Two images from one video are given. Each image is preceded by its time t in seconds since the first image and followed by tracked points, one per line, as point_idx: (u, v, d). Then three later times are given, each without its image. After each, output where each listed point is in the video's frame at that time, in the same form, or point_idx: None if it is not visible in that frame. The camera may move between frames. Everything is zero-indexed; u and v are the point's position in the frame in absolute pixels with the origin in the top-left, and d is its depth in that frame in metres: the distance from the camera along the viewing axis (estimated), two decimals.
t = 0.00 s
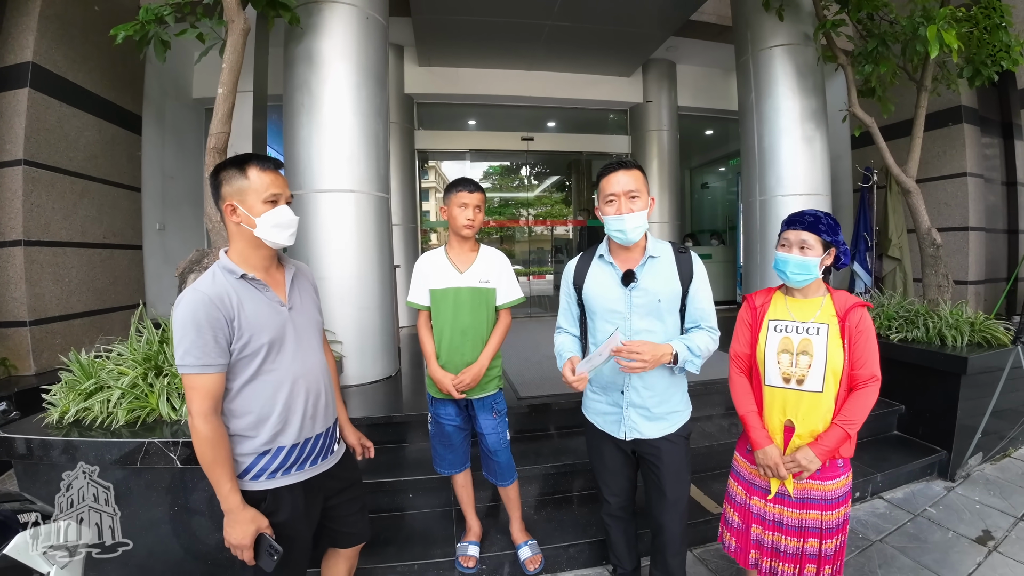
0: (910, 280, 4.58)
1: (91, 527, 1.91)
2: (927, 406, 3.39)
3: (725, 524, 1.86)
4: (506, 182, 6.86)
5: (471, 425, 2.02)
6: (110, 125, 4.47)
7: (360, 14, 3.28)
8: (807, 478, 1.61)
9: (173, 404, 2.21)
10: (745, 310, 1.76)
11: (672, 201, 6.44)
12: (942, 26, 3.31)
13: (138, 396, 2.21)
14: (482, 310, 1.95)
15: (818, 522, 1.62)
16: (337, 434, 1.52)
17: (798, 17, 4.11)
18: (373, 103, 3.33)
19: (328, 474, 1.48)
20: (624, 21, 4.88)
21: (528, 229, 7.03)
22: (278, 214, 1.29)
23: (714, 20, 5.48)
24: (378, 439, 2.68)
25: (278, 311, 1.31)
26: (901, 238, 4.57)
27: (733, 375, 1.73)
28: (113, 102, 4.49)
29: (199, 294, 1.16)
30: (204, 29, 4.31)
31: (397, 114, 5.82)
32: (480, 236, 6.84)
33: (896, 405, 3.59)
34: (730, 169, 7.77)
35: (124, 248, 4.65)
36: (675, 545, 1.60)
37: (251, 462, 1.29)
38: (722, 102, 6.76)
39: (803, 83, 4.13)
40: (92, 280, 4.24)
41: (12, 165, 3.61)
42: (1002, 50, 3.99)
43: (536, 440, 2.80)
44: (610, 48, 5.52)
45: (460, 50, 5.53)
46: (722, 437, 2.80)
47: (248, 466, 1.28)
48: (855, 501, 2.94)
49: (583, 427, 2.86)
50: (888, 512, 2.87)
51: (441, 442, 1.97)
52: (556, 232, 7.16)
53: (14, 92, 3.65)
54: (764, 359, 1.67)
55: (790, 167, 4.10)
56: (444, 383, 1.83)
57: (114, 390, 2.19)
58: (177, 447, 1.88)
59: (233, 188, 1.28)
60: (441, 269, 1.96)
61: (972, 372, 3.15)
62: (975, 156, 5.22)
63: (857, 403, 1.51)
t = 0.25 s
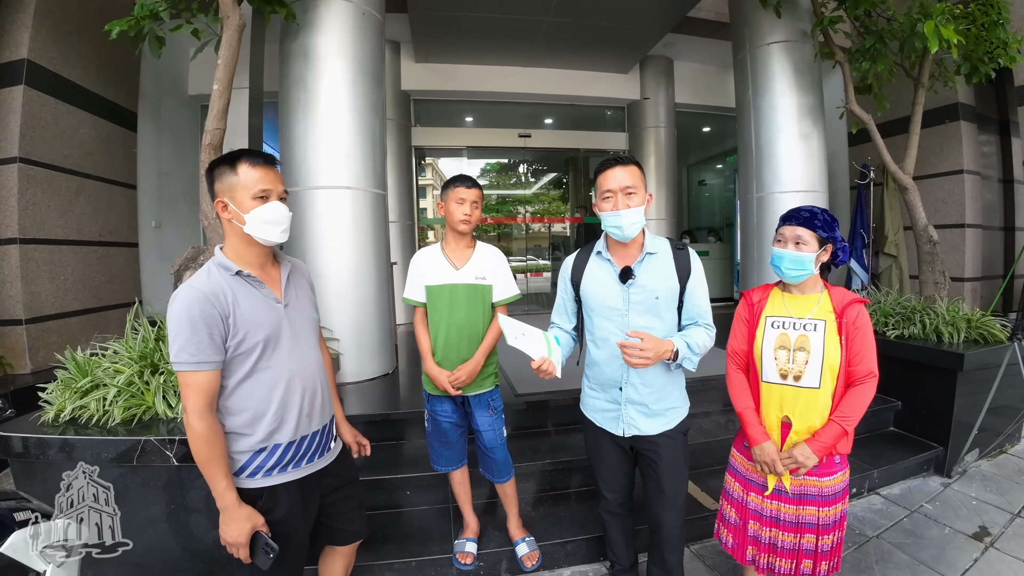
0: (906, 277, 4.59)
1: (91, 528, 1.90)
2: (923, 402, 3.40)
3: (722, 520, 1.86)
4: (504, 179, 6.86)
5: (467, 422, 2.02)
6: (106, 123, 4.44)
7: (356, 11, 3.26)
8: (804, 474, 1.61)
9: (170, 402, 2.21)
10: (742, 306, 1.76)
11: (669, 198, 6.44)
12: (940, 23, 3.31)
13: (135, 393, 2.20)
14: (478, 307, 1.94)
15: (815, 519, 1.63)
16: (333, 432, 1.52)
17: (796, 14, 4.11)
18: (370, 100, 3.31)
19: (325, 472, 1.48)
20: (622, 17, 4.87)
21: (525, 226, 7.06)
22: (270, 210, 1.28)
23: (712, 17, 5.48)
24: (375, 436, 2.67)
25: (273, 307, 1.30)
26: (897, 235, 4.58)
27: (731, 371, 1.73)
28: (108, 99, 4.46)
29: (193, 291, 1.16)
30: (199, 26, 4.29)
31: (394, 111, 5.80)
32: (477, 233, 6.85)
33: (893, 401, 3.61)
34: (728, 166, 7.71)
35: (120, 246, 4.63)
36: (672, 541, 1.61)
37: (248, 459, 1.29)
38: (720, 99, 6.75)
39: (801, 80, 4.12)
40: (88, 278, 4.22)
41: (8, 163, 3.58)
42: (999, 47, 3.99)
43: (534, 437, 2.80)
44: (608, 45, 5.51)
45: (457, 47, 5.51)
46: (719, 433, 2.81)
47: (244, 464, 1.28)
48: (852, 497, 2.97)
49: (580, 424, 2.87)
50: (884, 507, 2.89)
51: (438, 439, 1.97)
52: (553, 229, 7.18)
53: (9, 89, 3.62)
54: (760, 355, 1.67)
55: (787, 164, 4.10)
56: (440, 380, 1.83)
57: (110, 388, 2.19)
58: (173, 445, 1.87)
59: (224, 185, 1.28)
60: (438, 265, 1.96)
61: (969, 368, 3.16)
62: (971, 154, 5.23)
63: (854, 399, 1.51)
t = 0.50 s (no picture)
0: (897, 275, 4.63)
1: (90, 527, 1.90)
2: (916, 399, 3.43)
3: (715, 516, 1.87)
4: (499, 177, 6.86)
5: (462, 420, 2.02)
6: (97, 120, 4.40)
7: (349, 7, 3.24)
8: (797, 470, 1.62)
9: (163, 401, 2.19)
10: (736, 303, 1.77)
11: (663, 196, 6.46)
12: (933, 22, 3.33)
13: (127, 393, 2.18)
14: (472, 304, 1.94)
15: (808, 514, 1.64)
16: (327, 430, 1.52)
17: (789, 12, 4.12)
18: (363, 97, 3.29)
19: (320, 470, 1.48)
20: (616, 15, 4.87)
21: (519, 224, 7.10)
22: (261, 208, 1.27)
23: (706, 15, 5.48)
24: (369, 435, 2.68)
25: (266, 305, 1.30)
26: (890, 233, 4.61)
27: (724, 368, 1.74)
28: (100, 96, 4.42)
29: (186, 289, 1.15)
30: (192, 23, 4.25)
31: (388, 108, 5.78)
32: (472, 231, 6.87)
33: (886, 397, 3.64)
34: (721, 163, 7.75)
35: (112, 244, 4.59)
36: (666, 537, 1.62)
37: (241, 458, 1.28)
38: (714, 97, 6.77)
39: (794, 78, 4.14)
40: (80, 277, 4.19)
41: None
42: (994, 45, 4.04)
43: (528, 434, 2.81)
44: (603, 42, 5.50)
45: (451, 44, 5.49)
46: (713, 430, 2.83)
47: (238, 463, 1.28)
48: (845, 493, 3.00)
49: (575, 421, 2.88)
50: (877, 503, 2.92)
51: (432, 436, 1.97)
52: (547, 227, 7.22)
53: None
54: (754, 352, 1.68)
55: (781, 162, 4.12)
56: (435, 378, 1.83)
57: (102, 388, 2.16)
58: (167, 444, 1.86)
59: (215, 183, 1.28)
60: (432, 263, 1.95)
61: (960, 365, 3.20)
62: (964, 152, 5.27)
63: (847, 395, 1.52)
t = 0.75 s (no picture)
0: (885, 272, 4.69)
1: (90, 527, 1.89)
2: (902, 394, 3.49)
3: (704, 511, 1.89)
4: (490, 175, 6.86)
5: (453, 418, 2.03)
6: (85, 118, 4.35)
7: (339, 5, 3.23)
8: (785, 465, 1.64)
9: (152, 401, 2.18)
10: (723, 301, 1.78)
11: (653, 194, 6.50)
12: (920, 22, 3.37)
13: (116, 393, 2.17)
14: (463, 303, 1.94)
15: (796, 509, 1.66)
16: (317, 429, 1.52)
17: (778, 12, 4.15)
18: (353, 95, 3.28)
19: (310, 469, 1.48)
20: (607, 14, 4.87)
21: (511, 222, 7.05)
22: (249, 207, 1.27)
23: (696, 14, 5.50)
24: (361, 434, 2.68)
25: (255, 305, 1.30)
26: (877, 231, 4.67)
27: (712, 364, 1.76)
28: (87, 94, 4.36)
29: (174, 289, 1.15)
30: (180, 20, 4.20)
31: (378, 106, 5.75)
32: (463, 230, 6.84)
33: (873, 393, 3.70)
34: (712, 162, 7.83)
35: (101, 243, 4.54)
36: (656, 532, 1.64)
37: (231, 458, 1.28)
38: (704, 96, 6.81)
39: (783, 77, 4.17)
40: (68, 276, 4.14)
41: None
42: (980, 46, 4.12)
43: (519, 432, 2.83)
44: (594, 41, 5.51)
45: (443, 42, 5.48)
46: (702, 426, 2.86)
47: (228, 463, 1.27)
48: (833, 488, 3.06)
49: (565, 418, 2.89)
50: (865, 498, 2.98)
51: (424, 435, 1.97)
52: (539, 225, 7.19)
53: None
54: (741, 349, 1.69)
55: (770, 161, 4.15)
56: (427, 376, 1.84)
57: (90, 388, 2.15)
58: (157, 445, 1.86)
59: (203, 182, 1.27)
60: (423, 261, 1.96)
61: (947, 361, 3.25)
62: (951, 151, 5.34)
63: (833, 391, 1.54)
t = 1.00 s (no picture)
0: (865, 270, 4.79)
1: (90, 527, 1.84)
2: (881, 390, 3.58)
3: (685, 504, 1.94)
4: (477, 174, 6.91)
5: (438, 415, 2.05)
6: (69, 117, 4.30)
7: (323, 4, 3.22)
8: (762, 458, 1.68)
9: (138, 401, 2.18)
10: (701, 298, 1.83)
11: (638, 193, 6.58)
12: (899, 25, 3.45)
13: (100, 393, 2.15)
14: (448, 301, 1.97)
15: (773, 501, 1.71)
16: (301, 427, 1.54)
17: (761, 13, 4.21)
18: (338, 94, 3.28)
19: (295, 466, 1.50)
20: (591, 14, 4.91)
21: (498, 221, 7.13)
22: (233, 205, 1.28)
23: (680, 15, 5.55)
24: (346, 433, 2.69)
25: (238, 303, 1.31)
26: (857, 229, 4.76)
27: (691, 360, 1.80)
28: (69, 92, 4.31)
29: (157, 288, 1.16)
30: (164, 18, 4.16)
31: (364, 104, 5.74)
32: (450, 229, 6.89)
33: (853, 388, 3.79)
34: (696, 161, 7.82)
35: (84, 243, 4.50)
36: (635, 525, 1.68)
37: (215, 455, 1.30)
38: (689, 96, 6.89)
39: (764, 78, 4.24)
40: (52, 277, 4.09)
41: None
42: (961, 46, 4.18)
43: (505, 429, 2.88)
44: (579, 41, 5.55)
45: (429, 42, 5.48)
46: (684, 422, 2.92)
47: (212, 460, 1.29)
48: (813, 481, 3.16)
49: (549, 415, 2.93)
50: (845, 490, 3.08)
51: (409, 432, 1.99)
52: (527, 224, 7.27)
53: None
54: (719, 344, 1.74)
55: (751, 160, 4.22)
56: (412, 374, 1.86)
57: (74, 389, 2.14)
58: (142, 444, 1.86)
59: (186, 182, 1.28)
60: (407, 260, 1.98)
61: (924, 357, 3.34)
62: (930, 151, 5.45)
63: (807, 384, 1.59)
